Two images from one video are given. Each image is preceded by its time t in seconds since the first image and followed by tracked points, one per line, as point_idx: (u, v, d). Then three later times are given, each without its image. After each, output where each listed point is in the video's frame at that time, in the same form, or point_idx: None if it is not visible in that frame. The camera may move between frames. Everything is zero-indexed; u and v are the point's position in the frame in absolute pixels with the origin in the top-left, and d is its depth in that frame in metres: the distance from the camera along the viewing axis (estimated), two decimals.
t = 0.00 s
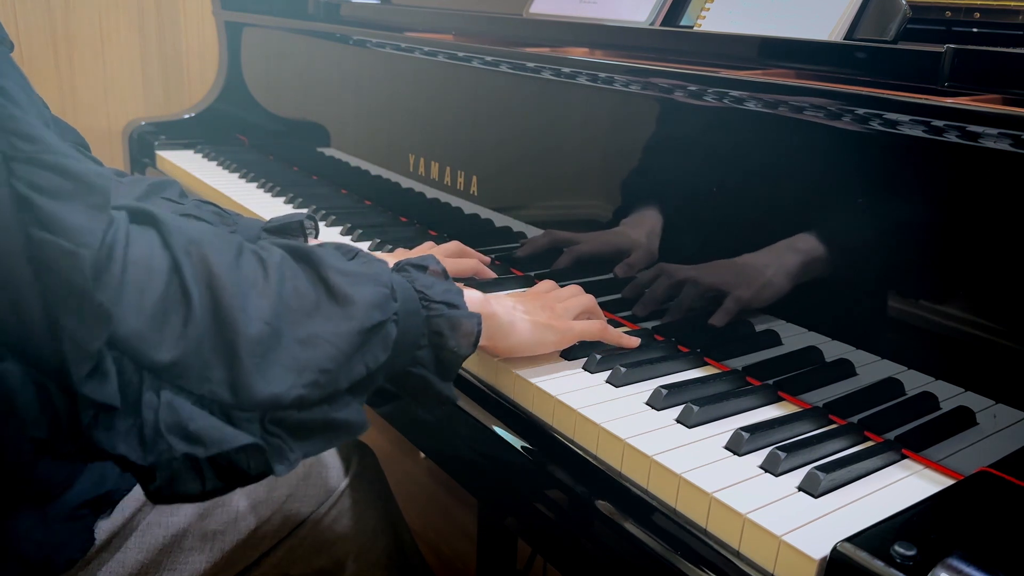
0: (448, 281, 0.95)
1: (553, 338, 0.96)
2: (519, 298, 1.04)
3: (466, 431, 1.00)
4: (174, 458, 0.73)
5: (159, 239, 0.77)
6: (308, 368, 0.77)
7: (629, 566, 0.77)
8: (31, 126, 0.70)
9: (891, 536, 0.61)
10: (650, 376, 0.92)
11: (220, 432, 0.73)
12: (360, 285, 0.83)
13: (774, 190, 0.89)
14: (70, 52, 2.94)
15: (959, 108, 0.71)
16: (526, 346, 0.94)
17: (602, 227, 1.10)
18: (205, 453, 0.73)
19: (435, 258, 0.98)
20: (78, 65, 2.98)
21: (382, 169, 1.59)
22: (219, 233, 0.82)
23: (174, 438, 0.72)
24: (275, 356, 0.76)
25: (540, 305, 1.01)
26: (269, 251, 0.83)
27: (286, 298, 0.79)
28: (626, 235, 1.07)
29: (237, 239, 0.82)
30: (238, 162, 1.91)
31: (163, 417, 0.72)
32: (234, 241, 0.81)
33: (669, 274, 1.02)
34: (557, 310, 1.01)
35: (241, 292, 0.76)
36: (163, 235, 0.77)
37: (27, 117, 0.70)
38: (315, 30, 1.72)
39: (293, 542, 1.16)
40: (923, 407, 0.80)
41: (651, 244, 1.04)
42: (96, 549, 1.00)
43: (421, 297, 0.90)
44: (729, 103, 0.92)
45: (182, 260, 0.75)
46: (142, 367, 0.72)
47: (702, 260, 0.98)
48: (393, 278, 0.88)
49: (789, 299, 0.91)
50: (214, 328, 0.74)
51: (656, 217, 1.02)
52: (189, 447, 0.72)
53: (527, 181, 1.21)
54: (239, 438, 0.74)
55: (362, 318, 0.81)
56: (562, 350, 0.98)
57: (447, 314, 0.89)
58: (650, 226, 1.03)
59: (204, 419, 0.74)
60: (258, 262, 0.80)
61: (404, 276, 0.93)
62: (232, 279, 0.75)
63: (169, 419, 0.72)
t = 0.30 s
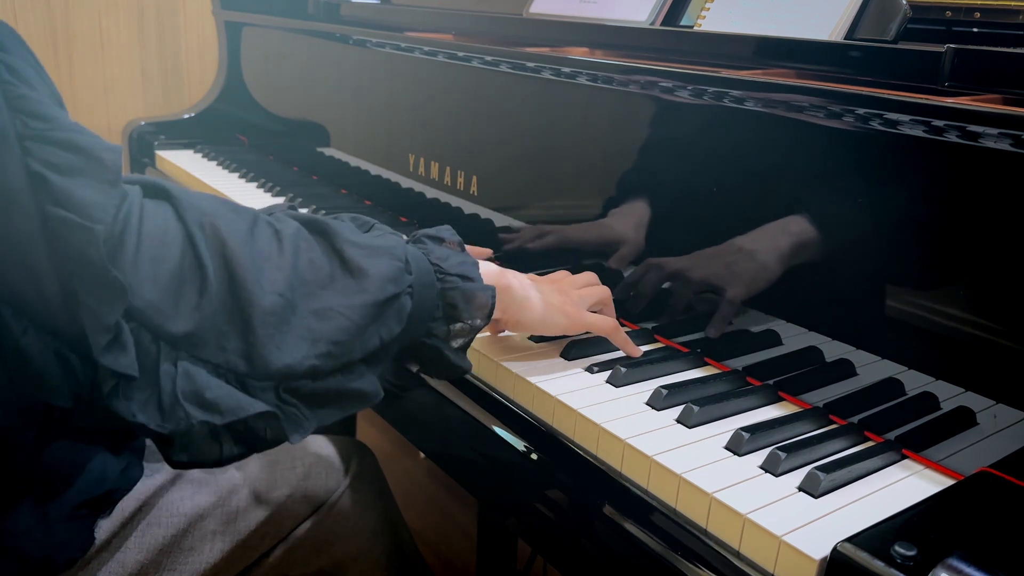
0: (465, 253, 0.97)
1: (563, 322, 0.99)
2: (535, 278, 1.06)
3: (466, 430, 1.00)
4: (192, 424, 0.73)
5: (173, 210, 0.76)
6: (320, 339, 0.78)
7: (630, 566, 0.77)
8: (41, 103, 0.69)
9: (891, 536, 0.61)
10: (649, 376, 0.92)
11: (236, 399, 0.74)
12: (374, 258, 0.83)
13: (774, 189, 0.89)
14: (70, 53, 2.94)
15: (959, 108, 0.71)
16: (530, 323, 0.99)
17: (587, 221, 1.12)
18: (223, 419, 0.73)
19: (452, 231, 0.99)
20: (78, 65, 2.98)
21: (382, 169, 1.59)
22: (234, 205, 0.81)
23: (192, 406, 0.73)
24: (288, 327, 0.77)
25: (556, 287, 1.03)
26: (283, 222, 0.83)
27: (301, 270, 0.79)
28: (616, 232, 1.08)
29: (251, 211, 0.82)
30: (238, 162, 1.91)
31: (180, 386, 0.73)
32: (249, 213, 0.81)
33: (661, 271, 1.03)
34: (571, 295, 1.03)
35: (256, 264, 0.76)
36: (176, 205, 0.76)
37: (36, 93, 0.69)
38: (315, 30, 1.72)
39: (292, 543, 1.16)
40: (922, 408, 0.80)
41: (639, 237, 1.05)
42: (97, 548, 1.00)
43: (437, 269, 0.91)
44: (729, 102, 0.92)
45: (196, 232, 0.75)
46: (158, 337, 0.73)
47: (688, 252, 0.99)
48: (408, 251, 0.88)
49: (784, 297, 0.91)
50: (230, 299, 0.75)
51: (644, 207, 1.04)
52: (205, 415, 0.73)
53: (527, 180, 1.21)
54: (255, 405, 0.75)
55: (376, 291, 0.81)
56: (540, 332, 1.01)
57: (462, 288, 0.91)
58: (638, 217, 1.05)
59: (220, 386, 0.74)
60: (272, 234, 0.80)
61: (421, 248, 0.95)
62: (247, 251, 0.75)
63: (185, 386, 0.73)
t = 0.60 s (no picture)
0: (455, 250, 0.97)
1: (553, 314, 1.00)
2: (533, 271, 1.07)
3: (466, 430, 1.00)
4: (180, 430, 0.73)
5: (162, 219, 0.76)
6: (305, 343, 0.78)
7: (630, 566, 0.77)
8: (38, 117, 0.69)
9: (891, 536, 0.61)
10: (649, 376, 0.92)
11: (223, 405, 0.74)
12: (359, 263, 0.83)
13: (774, 190, 0.89)
14: (70, 52, 2.94)
15: (959, 108, 0.71)
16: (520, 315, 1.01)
17: (586, 217, 1.13)
18: (208, 425, 0.73)
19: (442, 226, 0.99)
20: (79, 65, 2.98)
21: (382, 168, 1.59)
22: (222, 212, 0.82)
23: (179, 411, 0.73)
24: (274, 333, 0.77)
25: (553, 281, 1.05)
26: (270, 228, 0.83)
27: (286, 276, 0.79)
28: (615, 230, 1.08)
29: (239, 217, 0.82)
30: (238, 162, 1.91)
31: (167, 391, 0.73)
32: (236, 219, 0.81)
33: (659, 269, 1.03)
34: (566, 289, 1.04)
35: (242, 272, 0.76)
36: (165, 214, 0.76)
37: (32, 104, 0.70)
38: (315, 29, 1.72)
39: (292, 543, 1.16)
40: (923, 408, 0.80)
41: (638, 232, 1.05)
42: (97, 546, 0.99)
43: (423, 267, 0.91)
44: (729, 103, 0.91)
45: (184, 242, 0.75)
46: (148, 344, 0.73)
47: (687, 248, 0.99)
48: (394, 254, 0.89)
49: (784, 296, 0.91)
50: (217, 306, 0.75)
51: (644, 202, 1.04)
52: (191, 420, 0.73)
53: (527, 180, 1.21)
54: (241, 409, 0.74)
55: (359, 296, 0.81)
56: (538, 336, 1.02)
57: (449, 286, 0.91)
58: (638, 212, 1.05)
59: (208, 391, 0.74)
60: (259, 240, 0.80)
61: (410, 245, 0.95)
62: (233, 259, 0.76)
63: (173, 392, 0.73)
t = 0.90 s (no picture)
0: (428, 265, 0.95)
1: (531, 321, 0.99)
2: (510, 276, 1.06)
3: (465, 430, 1.00)
4: (143, 451, 0.75)
5: (134, 242, 0.76)
6: (273, 366, 0.78)
7: (630, 566, 0.77)
8: (21, 143, 0.71)
9: (891, 536, 0.61)
10: (649, 376, 0.92)
11: (187, 429, 0.75)
12: (329, 286, 0.83)
13: (773, 190, 0.89)
14: (70, 53, 2.94)
15: (959, 108, 0.71)
16: (507, 323, 0.99)
17: (588, 214, 1.12)
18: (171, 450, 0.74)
19: (418, 242, 0.98)
20: (79, 66, 2.98)
21: (382, 168, 1.59)
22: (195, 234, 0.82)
23: (144, 433, 0.74)
24: (242, 356, 0.77)
25: (531, 284, 1.04)
26: (243, 247, 0.83)
27: (254, 300, 0.79)
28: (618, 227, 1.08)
29: (211, 238, 0.82)
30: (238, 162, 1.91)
31: (134, 414, 0.74)
32: (208, 241, 0.81)
33: (662, 268, 1.03)
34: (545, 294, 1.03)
35: (211, 297, 0.76)
36: (138, 236, 0.77)
37: (17, 131, 0.72)
38: (315, 30, 1.72)
39: (292, 542, 1.16)
40: (923, 407, 0.80)
41: (643, 228, 1.04)
42: (97, 545, 1.00)
43: (394, 284, 0.90)
44: (728, 103, 0.92)
45: (155, 266, 0.75)
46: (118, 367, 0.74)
47: (688, 246, 0.99)
48: (365, 274, 0.88)
49: (784, 296, 0.91)
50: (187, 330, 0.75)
51: (649, 198, 1.03)
52: (156, 443, 0.74)
53: (527, 180, 1.21)
54: (202, 434, 0.76)
55: (327, 320, 0.81)
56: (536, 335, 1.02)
57: (420, 305, 0.90)
58: (643, 208, 1.04)
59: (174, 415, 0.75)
60: (230, 262, 0.80)
61: (382, 260, 0.93)
62: (201, 284, 0.75)
63: (139, 414, 0.74)
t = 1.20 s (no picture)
0: (413, 265, 0.96)
1: (518, 320, 0.99)
2: (497, 276, 1.06)
3: (465, 430, 1.00)
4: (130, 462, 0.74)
5: (120, 252, 0.77)
6: (258, 374, 0.79)
7: (630, 566, 0.77)
8: (14, 156, 0.73)
9: (891, 536, 0.61)
10: (650, 376, 0.93)
11: (174, 439, 0.75)
12: (313, 291, 0.82)
13: (773, 190, 0.89)
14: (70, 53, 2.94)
15: (958, 108, 0.71)
16: (500, 321, 1.00)
17: (586, 219, 1.13)
18: (158, 460, 0.75)
19: (403, 242, 0.98)
20: (79, 66, 2.98)
21: (382, 168, 1.59)
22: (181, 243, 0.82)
23: (131, 444, 0.74)
24: (227, 363, 0.77)
25: (516, 283, 1.05)
26: (226, 255, 0.83)
27: (238, 307, 0.79)
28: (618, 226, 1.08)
29: (196, 246, 0.82)
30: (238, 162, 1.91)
31: (120, 424, 0.74)
32: (192, 250, 0.81)
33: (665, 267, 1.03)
34: (532, 293, 1.03)
35: (195, 304, 0.76)
36: (123, 246, 0.77)
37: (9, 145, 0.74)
38: (315, 30, 1.72)
39: (292, 542, 1.16)
40: (923, 407, 0.80)
41: (642, 236, 1.05)
42: (98, 545, 1.00)
43: (379, 285, 0.90)
44: (728, 103, 0.92)
45: (139, 276, 0.75)
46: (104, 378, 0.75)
47: (688, 246, 0.99)
48: (350, 276, 0.87)
49: (785, 295, 0.91)
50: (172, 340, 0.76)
51: (648, 206, 1.03)
52: (143, 454, 0.74)
53: (527, 180, 1.21)
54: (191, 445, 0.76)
55: (313, 325, 0.81)
56: (537, 334, 1.02)
57: (406, 305, 0.90)
58: (644, 216, 1.04)
59: (161, 425, 0.76)
60: (213, 270, 0.80)
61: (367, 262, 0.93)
62: (185, 293, 0.76)
63: (126, 425, 0.74)
